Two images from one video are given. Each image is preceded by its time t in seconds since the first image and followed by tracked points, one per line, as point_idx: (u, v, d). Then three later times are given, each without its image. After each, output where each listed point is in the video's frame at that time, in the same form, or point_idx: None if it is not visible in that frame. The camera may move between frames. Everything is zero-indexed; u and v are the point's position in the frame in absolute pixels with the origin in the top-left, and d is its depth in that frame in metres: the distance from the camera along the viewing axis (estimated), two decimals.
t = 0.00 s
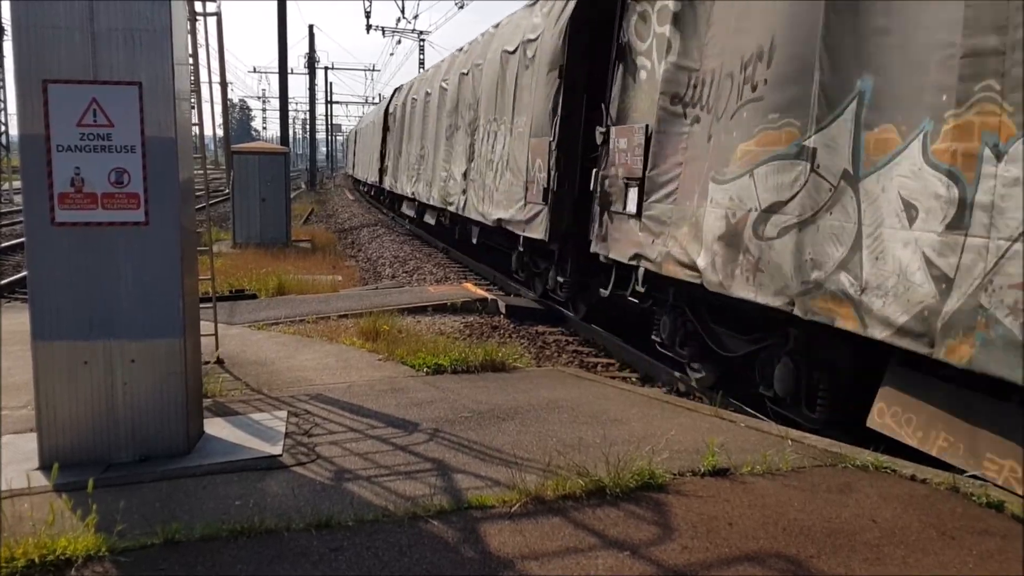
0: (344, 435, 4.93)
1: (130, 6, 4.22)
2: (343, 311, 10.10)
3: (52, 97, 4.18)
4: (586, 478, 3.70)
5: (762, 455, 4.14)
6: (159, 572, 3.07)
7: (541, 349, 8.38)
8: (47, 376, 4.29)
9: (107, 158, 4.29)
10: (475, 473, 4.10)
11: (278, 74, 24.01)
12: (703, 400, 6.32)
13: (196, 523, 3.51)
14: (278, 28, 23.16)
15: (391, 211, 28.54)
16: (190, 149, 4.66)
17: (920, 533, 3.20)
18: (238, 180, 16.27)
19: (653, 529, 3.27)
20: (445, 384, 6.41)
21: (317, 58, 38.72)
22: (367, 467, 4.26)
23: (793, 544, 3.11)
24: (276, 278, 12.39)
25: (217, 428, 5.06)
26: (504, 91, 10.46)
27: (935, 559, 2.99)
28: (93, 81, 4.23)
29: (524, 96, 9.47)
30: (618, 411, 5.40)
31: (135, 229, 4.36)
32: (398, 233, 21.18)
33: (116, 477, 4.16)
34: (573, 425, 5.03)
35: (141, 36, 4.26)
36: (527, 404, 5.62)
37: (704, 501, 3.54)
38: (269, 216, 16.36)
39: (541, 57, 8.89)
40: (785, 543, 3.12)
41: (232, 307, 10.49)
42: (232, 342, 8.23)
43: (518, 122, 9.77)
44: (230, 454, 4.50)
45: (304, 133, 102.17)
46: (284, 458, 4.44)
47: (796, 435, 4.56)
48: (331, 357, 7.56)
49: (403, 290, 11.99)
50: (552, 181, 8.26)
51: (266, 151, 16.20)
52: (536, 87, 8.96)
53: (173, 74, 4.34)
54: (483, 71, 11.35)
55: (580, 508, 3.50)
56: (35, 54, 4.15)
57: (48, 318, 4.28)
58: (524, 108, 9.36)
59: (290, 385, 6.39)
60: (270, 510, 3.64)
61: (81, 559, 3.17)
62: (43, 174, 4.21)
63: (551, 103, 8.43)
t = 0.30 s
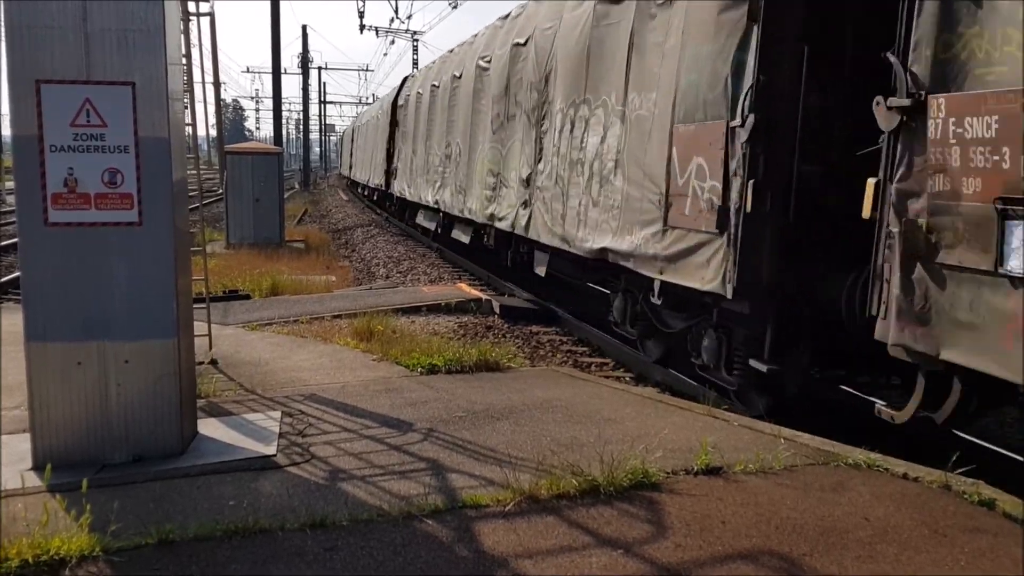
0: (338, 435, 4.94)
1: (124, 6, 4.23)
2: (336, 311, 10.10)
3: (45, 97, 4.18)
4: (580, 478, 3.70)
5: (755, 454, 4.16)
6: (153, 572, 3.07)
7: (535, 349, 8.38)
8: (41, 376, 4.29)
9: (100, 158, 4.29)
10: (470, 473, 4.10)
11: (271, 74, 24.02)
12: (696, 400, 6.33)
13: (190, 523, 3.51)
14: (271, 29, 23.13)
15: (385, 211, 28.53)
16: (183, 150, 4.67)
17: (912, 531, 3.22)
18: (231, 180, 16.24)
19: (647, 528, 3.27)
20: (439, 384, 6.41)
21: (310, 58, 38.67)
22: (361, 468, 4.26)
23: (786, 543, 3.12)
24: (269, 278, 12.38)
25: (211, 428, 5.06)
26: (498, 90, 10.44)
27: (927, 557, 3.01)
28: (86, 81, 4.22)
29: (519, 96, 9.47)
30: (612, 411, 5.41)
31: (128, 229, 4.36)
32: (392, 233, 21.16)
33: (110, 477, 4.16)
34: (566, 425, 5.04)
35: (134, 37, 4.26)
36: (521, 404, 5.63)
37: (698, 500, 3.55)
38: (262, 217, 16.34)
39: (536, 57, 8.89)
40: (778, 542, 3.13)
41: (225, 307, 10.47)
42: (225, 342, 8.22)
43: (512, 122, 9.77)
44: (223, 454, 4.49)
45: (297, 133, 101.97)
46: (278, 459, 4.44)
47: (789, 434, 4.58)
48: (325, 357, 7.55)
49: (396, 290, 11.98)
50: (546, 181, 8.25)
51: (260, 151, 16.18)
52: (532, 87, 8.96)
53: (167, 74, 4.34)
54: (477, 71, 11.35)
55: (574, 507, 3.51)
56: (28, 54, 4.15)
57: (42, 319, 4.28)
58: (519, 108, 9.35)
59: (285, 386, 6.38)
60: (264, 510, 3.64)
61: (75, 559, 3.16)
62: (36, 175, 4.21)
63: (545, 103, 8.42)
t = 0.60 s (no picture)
0: (335, 438, 4.94)
1: (120, 10, 4.23)
2: (334, 315, 10.10)
3: (41, 101, 4.19)
4: (574, 481, 3.71)
5: (749, 457, 4.17)
6: None
7: (533, 351, 8.38)
8: (38, 379, 4.30)
9: (97, 162, 4.30)
10: (465, 476, 4.11)
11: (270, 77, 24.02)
12: (693, 402, 6.34)
13: (185, 526, 3.51)
14: (270, 32, 23.15)
15: (384, 214, 28.54)
16: (180, 153, 4.67)
17: (905, 533, 3.23)
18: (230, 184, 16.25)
19: (640, 531, 3.28)
20: (437, 387, 6.42)
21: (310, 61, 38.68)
22: (357, 471, 4.27)
23: (779, 545, 3.13)
24: (268, 282, 12.38)
25: (208, 431, 5.06)
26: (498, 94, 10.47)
27: (920, 559, 3.02)
28: (83, 84, 4.23)
29: (518, 99, 9.49)
30: (609, 414, 5.41)
31: (125, 232, 4.37)
32: (391, 236, 21.17)
33: (106, 481, 4.16)
34: (562, 428, 5.04)
35: (131, 41, 4.26)
36: (518, 407, 5.64)
37: (692, 503, 3.56)
38: (261, 220, 16.35)
39: (535, 60, 8.92)
40: (771, 544, 3.14)
41: (224, 310, 10.48)
42: (223, 346, 8.23)
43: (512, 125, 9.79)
44: (220, 458, 4.50)
45: (297, 135, 102.05)
46: (275, 462, 4.44)
47: (785, 437, 4.58)
48: (322, 360, 7.56)
49: (395, 293, 11.98)
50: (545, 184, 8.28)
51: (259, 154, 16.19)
52: (531, 90, 8.98)
53: (163, 78, 4.35)
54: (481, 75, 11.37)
55: (568, 510, 3.51)
56: (25, 58, 4.16)
57: (39, 322, 4.28)
58: (520, 111, 9.38)
59: (282, 389, 6.38)
60: (259, 513, 3.64)
61: (70, 563, 3.17)
62: (33, 178, 4.22)
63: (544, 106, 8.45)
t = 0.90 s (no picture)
0: (325, 435, 4.95)
1: (111, 7, 4.22)
2: (329, 311, 10.11)
3: (32, 98, 4.19)
4: (559, 480, 3.72)
5: (735, 458, 4.18)
6: (131, 573, 3.08)
7: (527, 350, 8.39)
8: (26, 376, 4.30)
9: (87, 159, 4.30)
10: (451, 475, 4.12)
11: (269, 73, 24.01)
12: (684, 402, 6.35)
13: (169, 524, 3.52)
14: (270, 27, 23.15)
15: (382, 210, 28.53)
16: (170, 150, 4.67)
17: (885, 535, 3.24)
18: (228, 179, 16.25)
19: (623, 531, 3.29)
20: (429, 385, 6.42)
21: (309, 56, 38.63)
22: (344, 469, 4.28)
23: (759, 547, 3.14)
24: (263, 277, 12.39)
25: (198, 428, 5.07)
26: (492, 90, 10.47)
27: (899, 561, 3.03)
28: (73, 81, 4.23)
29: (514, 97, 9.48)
30: (598, 413, 5.42)
31: (114, 229, 4.37)
32: (389, 233, 21.17)
33: (94, 477, 4.17)
34: (552, 426, 5.05)
35: (122, 38, 4.26)
36: (509, 406, 5.64)
37: (676, 503, 3.57)
38: (258, 216, 16.34)
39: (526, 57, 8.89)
40: (752, 546, 3.15)
41: (219, 306, 10.48)
42: (218, 341, 8.23)
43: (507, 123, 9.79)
44: (209, 455, 4.51)
45: (297, 131, 101.96)
46: (263, 459, 4.45)
47: (772, 438, 4.59)
48: (316, 357, 7.56)
49: (391, 290, 11.99)
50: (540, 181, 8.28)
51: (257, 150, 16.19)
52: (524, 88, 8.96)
53: (154, 75, 4.35)
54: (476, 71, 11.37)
55: (552, 509, 3.52)
56: (16, 54, 4.16)
57: (28, 318, 4.29)
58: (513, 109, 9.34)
59: (274, 386, 6.39)
60: (244, 511, 3.65)
61: (53, 559, 3.18)
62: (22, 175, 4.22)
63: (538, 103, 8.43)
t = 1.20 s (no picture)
0: (313, 432, 4.97)
1: (103, 4, 4.24)
2: (323, 309, 10.13)
3: (23, 94, 4.22)
4: (543, 477, 3.75)
5: (718, 455, 4.21)
6: (115, 565, 3.11)
7: (519, 348, 8.41)
8: (16, 370, 4.33)
9: (78, 155, 4.33)
10: (436, 472, 4.14)
11: (267, 70, 24.02)
12: (673, 401, 6.38)
13: (155, 517, 3.55)
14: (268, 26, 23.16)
15: (379, 209, 28.55)
16: (162, 148, 4.68)
17: (862, 532, 3.27)
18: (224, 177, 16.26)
19: (604, 527, 3.32)
20: (419, 382, 6.45)
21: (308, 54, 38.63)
22: (331, 465, 4.31)
23: (737, 543, 3.17)
24: (258, 275, 12.40)
25: (187, 424, 5.09)
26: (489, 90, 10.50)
27: (874, 558, 3.06)
28: (65, 78, 4.25)
29: (510, 97, 9.50)
30: (586, 411, 5.45)
31: (105, 225, 4.39)
32: (385, 232, 21.18)
33: (81, 471, 4.19)
34: (539, 424, 5.08)
35: (113, 35, 4.27)
36: (497, 404, 5.67)
37: (657, 500, 3.60)
38: (254, 213, 16.36)
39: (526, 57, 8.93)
40: (730, 542, 3.18)
41: (213, 303, 10.50)
42: (210, 338, 8.26)
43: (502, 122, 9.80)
44: (197, 450, 4.53)
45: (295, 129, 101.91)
46: (251, 455, 4.48)
47: (757, 436, 4.63)
48: (308, 354, 7.59)
49: (385, 288, 12.01)
50: (534, 180, 8.30)
51: (253, 147, 16.20)
52: (521, 87, 8.99)
53: (144, 73, 4.36)
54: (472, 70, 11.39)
55: (535, 505, 3.55)
56: (7, 51, 4.18)
57: (18, 313, 4.32)
58: (512, 109, 9.37)
59: (266, 383, 6.41)
60: (230, 506, 3.68)
61: (38, 551, 3.20)
62: (14, 170, 4.25)
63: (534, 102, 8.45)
